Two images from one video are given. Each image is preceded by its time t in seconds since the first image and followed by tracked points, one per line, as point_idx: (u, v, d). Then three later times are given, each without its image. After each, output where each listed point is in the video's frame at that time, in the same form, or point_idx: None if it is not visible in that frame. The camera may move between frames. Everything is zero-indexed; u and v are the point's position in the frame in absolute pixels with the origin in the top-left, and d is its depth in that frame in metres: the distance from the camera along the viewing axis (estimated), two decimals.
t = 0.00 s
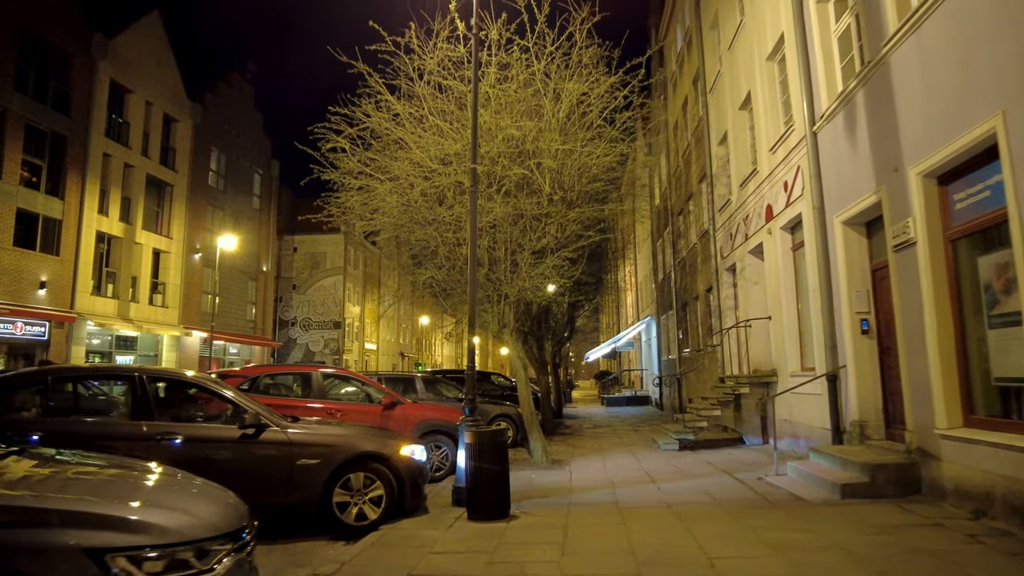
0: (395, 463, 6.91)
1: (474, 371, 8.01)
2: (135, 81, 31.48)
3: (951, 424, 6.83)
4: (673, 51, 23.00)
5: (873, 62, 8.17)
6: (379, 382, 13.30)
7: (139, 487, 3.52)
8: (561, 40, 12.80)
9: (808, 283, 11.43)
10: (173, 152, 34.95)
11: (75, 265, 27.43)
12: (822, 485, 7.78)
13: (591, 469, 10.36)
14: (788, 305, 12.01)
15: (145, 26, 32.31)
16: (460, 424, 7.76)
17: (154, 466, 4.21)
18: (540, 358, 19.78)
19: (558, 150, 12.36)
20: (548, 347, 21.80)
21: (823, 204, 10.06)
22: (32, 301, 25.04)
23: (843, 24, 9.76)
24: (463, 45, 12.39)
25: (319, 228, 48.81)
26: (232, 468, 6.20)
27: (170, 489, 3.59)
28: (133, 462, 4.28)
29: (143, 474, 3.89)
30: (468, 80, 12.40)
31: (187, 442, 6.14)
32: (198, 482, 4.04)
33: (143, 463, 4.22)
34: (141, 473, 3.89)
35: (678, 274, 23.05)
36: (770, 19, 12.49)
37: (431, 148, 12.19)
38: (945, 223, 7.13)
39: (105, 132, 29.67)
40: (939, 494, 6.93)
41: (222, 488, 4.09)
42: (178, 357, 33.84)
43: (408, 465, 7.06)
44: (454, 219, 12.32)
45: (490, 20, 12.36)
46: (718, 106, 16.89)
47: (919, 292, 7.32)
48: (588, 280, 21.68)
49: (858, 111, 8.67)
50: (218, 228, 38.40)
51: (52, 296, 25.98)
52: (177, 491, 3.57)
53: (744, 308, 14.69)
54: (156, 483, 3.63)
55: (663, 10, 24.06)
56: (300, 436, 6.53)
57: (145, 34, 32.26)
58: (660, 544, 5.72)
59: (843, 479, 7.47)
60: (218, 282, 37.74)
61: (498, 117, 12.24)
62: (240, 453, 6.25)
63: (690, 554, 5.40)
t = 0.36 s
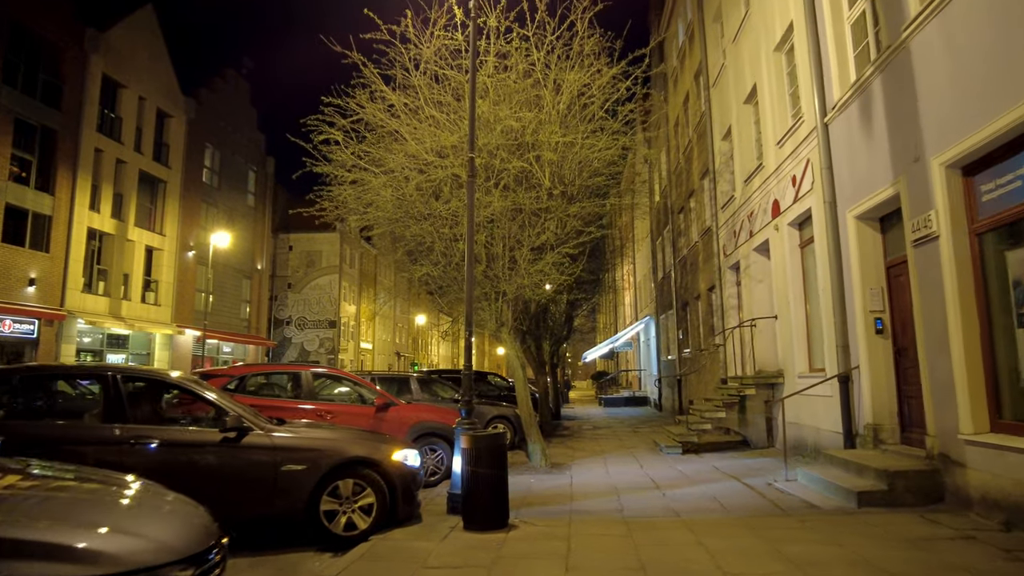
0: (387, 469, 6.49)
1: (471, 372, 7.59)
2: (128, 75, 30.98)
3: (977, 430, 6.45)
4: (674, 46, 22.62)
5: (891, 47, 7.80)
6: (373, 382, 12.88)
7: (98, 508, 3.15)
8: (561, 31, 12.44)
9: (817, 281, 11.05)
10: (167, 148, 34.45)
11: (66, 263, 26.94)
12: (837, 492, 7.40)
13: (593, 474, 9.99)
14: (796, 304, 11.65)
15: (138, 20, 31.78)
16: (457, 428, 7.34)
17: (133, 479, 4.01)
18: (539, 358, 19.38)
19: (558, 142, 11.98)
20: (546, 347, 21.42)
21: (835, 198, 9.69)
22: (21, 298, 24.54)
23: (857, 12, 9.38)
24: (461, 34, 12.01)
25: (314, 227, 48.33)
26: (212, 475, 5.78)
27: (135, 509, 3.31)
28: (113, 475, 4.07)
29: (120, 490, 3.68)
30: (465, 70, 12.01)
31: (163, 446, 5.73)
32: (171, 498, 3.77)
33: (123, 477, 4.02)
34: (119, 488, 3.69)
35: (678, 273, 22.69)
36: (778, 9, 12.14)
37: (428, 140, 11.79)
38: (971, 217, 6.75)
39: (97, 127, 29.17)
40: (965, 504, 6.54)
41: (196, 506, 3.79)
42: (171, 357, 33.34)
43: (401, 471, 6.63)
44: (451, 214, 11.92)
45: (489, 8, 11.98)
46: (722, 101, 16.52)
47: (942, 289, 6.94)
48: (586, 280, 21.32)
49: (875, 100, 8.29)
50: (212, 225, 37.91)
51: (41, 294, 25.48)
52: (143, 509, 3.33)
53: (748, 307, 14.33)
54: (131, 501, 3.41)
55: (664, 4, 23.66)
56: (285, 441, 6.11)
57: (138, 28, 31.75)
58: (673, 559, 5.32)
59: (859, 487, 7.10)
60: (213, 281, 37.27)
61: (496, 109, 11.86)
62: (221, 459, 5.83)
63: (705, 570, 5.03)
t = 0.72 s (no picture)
0: (373, 470, 6.16)
1: (463, 369, 7.27)
2: (116, 70, 30.51)
3: (990, 427, 6.17)
4: (671, 42, 22.35)
5: (898, 32, 7.53)
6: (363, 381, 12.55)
7: (45, 517, 2.84)
8: (557, 21, 12.17)
9: (818, 277, 10.80)
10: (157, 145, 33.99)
11: (51, 261, 26.49)
12: (842, 493, 7.13)
13: (589, 474, 9.70)
14: (797, 300, 11.39)
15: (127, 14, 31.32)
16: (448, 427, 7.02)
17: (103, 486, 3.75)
18: (534, 358, 19.08)
19: (554, 134, 11.71)
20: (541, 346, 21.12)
21: (838, 190, 9.43)
22: (5, 297, 24.08)
23: None
24: (454, 23, 11.72)
25: (307, 226, 47.88)
26: (187, 476, 5.46)
27: (91, 522, 3.01)
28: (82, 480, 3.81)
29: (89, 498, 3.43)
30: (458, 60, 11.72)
31: (134, 446, 5.40)
32: (134, 506, 3.45)
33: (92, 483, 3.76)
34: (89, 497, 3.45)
35: (674, 272, 22.42)
36: None
37: (420, 132, 11.50)
38: (983, 206, 6.48)
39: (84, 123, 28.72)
40: (978, 505, 6.26)
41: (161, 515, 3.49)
42: (160, 356, 32.88)
43: (389, 472, 6.30)
44: (443, 207, 11.61)
45: None
46: (720, 95, 16.25)
47: (953, 281, 6.67)
48: (581, 278, 21.06)
49: (881, 88, 8.02)
50: (203, 223, 37.46)
51: (26, 293, 25.02)
52: (99, 521, 3.03)
53: (747, 304, 14.07)
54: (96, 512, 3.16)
55: None
56: (265, 440, 5.79)
57: (127, 23, 31.29)
58: (673, 564, 5.03)
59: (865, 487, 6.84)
60: (204, 280, 36.83)
61: (490, 99, 11.57)
62: (195, 460, 5.50)
63: None
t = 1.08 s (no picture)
0: (357, 478, 5.80)
1: (453, 369, 6.91)
2: (105, 63, 30.01)
3: (1008, 431, 5.85)
4: (668, 33, 21.97)
5: (908, 15, 7.19)
6: (354, 381, 12.19)
7: None
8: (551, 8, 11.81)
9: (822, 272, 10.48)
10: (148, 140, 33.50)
11: (39, 257, 26.05)
12: (852, 499, 6.81)
13: (587, 477, 9.37)
14: (799, 296, 11.08)
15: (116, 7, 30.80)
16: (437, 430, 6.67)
17: (57, 512, 3.48)
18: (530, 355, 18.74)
19: (549, 125, 11.36)
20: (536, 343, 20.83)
21: (843, 182, 9.09)
22: None
23: None
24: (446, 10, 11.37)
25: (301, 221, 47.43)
26: (156, 486, 5.10)
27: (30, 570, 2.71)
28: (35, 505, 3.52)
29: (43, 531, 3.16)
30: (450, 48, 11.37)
31: (98, 455, 5.03)
32: (84, 539, 3.14)
33: (46, 509, 3.48)
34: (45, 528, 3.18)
35: (672, 267, 22.10)
36: None
37: (411, 123, 11.12)
38: (1002, 198, 6.14)
39: (73, 116, 28.25)
40: (997, 513, 5.95)
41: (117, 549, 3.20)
42: (151, 354, 32.46)
43: (375, 479, 5.93)
44: (434, 200, 11.22)
45: None
46: (719, 88, 15.91)
47: (969, 276, 6.33)
48: (577, 274, 20.74)
49: (889, 75, 7.68)
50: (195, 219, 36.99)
51: (12, 289, 24.57)
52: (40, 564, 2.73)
53: (747, 301, 13.77)
54: (43, 555, 2.89)
55: None
56: (240, 447, 5.43)
57: (117, 14, 30.77)
58: None
59: (876, 492, 6.52)
60: (196, 276, 36.40)
61: (483, 89, 11.22)
62: (166, 469, 5.14)
63: None
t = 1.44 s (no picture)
0: (336, 480, 5.44)
1: (441, 364, 6.54)
2: (97, 58, 29.63)
3: None
4: (668, 25, 21.59)
5: None
6: (344, 378, 11.84)
7: None
8: None
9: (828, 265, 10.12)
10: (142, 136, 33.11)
11: (29, 253, 25.68)
12: (862, 501, 6.46)
13: (584, 477, 9.03)
14: (804, 290, 10.72)
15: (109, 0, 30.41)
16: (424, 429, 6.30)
17: None
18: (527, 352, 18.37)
19: (545, 113, 10.99)
20: (534, 340, 20.47)
21: (850, 169, 8.73)
22: None
23: None
24: None
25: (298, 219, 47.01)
26: (129, 488, 4.77)
27: None
28: None
29: None
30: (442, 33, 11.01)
31: (54, 457, 4.67)
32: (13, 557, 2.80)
33: None
34: None
35: (672, 263, 21.72)
36: None
37: (402, 111, 10.75)
38: None
39: (64, 111, 27.85)
40: (1019, 517, 5.59)
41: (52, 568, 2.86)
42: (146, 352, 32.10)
43: (355, 481, 5.57)
44: (426, 190, 10.83)
45: None
46: (720, 77, 15.54)
47: (988, 265, 5.97)
48: (576, 269, 20.39)
49: (901, 55, 7.32)
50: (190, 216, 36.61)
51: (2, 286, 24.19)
52: None
53: (749, 295, 13.43)
54: None
55: None
56: (209, 447, 5.07)
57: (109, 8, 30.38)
58: None
59: (889, 494, 6.17)
60: (191, 274, 36.01)
61: (476, 75, 10.85)
62: (130, 471, 4.79)
63: None
